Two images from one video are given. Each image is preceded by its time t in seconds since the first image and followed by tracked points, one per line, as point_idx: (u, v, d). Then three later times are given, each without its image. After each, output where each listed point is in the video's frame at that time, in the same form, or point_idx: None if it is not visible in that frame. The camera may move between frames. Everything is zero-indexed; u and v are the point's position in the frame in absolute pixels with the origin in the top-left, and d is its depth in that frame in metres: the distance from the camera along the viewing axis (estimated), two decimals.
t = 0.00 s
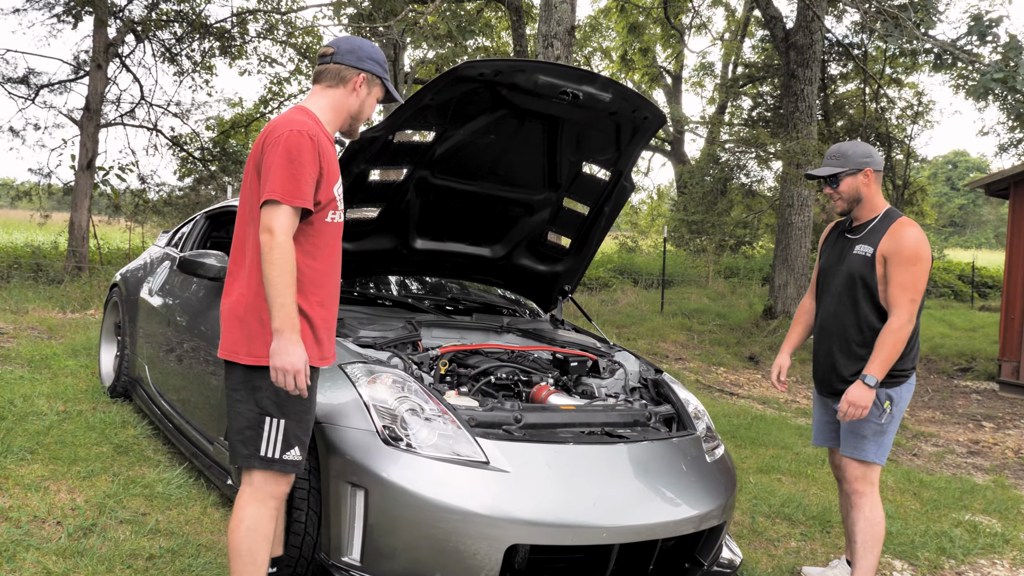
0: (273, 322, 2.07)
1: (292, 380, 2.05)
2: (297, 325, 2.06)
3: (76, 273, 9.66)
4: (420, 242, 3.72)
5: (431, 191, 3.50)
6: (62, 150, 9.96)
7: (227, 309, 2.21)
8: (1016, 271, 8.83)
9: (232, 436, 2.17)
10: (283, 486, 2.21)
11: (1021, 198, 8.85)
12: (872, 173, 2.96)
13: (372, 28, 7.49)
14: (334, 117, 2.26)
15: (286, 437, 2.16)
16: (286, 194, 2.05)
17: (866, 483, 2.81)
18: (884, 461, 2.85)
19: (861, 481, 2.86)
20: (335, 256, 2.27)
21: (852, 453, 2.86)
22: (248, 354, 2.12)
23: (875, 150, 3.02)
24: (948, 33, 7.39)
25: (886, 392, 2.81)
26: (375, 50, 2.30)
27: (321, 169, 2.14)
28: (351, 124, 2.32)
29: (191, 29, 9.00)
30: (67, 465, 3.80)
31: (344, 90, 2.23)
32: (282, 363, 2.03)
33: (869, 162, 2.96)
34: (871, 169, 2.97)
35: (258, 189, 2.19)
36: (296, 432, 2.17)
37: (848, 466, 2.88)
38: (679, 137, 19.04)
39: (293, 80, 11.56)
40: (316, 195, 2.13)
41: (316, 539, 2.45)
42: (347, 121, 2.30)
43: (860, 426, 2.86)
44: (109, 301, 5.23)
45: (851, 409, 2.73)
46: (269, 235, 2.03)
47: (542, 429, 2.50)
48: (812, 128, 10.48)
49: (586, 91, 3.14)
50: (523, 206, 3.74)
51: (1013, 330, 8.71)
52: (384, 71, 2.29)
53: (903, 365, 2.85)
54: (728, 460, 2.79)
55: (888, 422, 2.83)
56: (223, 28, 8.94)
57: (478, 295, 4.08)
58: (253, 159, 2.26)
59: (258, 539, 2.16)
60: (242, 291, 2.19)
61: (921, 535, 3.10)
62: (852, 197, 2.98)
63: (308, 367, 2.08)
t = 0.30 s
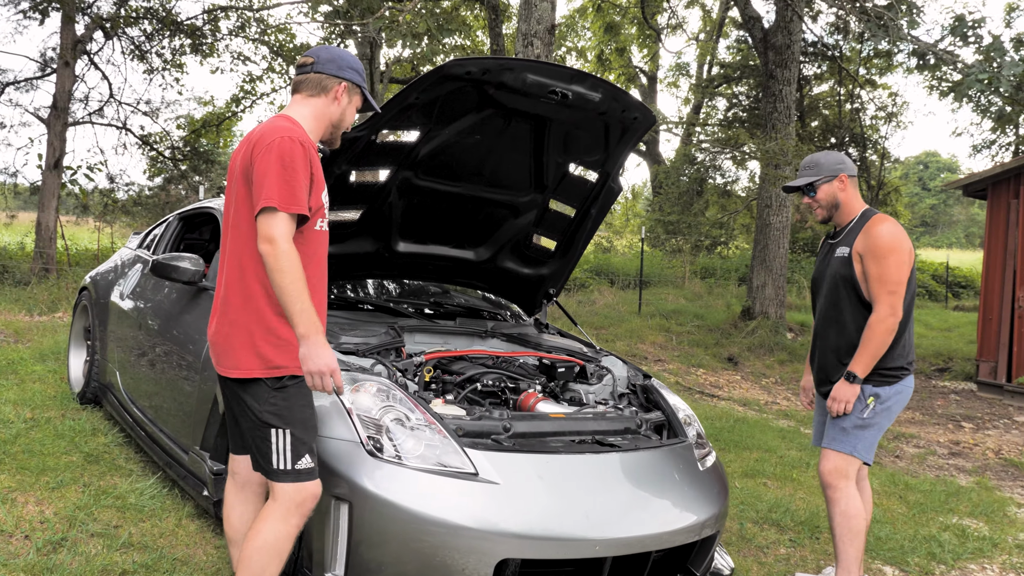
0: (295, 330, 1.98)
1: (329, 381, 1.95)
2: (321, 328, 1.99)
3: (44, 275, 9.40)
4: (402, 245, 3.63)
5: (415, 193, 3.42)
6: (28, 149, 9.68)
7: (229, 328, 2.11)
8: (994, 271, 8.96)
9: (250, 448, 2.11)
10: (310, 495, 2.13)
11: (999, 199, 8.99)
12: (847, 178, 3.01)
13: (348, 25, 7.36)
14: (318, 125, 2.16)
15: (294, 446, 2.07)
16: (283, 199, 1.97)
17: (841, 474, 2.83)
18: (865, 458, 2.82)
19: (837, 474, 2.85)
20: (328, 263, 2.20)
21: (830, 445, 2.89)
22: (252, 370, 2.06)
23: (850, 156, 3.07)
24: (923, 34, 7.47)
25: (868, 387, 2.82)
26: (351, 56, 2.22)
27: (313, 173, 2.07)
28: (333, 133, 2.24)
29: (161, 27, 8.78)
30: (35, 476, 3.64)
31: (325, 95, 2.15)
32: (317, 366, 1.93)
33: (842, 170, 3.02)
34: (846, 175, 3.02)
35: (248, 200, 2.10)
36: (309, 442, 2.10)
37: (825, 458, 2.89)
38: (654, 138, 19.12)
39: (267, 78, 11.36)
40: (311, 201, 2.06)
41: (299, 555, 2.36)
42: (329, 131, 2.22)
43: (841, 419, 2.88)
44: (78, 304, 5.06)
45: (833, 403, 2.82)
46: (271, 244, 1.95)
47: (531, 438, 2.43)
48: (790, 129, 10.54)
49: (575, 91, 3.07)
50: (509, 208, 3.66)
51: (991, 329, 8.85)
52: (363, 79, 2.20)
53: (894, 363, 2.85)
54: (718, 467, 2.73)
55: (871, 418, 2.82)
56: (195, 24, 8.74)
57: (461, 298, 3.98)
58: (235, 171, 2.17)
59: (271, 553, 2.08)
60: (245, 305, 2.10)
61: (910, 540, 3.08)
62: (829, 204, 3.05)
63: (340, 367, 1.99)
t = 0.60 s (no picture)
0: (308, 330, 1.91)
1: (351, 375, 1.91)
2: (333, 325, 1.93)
3: (16, 277, 9.17)
4: (389, 246, 3.55)
5: (402, 192, 3.34)
6: None
7: (225, 338, 2.00)
8: (977, 271, 9.05)
9: (232, 460, 2.02)
10: (296, 507, 2.04)
11: (984, 198, 9.08)
12: (844, 179, 3.02)
13: (331, 20, 7.25)
14: (296, 121, 2.09)
15: (283, 457, 1.99)
16: (281, 199, 1.89)
17: (832, 483, 2.80)
18: (856, 464, 2.79)
19: (829, 483, 2.83)
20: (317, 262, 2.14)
21: (820, 453, 2.87)
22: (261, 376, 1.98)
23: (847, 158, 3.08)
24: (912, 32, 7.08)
25: (855, 393, 2.80)
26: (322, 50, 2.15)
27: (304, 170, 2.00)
28: (309, 128, 2.16)
29: (138, 22, 8.60)
30: (4, 485, 3.51)
31: (302, 91, 2.07)
32: (339, 362, 1.88)
33: (838, 171, 3.02)
34: (843, 176, 3.03)
35: (236, 203, 2.00)
36: (296, 452, 2.02)
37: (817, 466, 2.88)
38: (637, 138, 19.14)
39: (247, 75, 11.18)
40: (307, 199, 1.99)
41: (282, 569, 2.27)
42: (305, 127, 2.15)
43: (831, 427, 2.86)
44: (51, 307, 4.91)
45: (811, 403, 2.80)
46: (272, 246, 1.87)
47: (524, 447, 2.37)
48: (774, 128, 10.58)
49: (570, 87, 2.98)
50: (500, 207, 3.57)
51: (974, 329, 8.95)
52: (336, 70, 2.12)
53: (876, 365, 2.81)
54: (713, 474, 2.68)
55: (859, 424, 2.79)
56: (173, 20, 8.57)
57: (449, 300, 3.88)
58: (215, 173, 2.05)
59: (256, 569, 1.99)
60: (242, 312, 2.00)
61: (902, 545, 3.06)
62: (826, 205, 3.07)
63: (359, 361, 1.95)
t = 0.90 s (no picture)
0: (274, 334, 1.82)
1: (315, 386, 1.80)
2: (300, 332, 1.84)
3: None
4: (376, 246, 3.44)
5: (389, 190, 3.25)
6: None
7: (199, 342, 1.92)
8: (965, 270, 9.10)
9: (211, 470, 1.94)
10: (277, 517, 1.97)
11: (971, 196, 9.12)
12: (842, 177, 2.99)
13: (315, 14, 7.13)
14: (277, 116, 2.00)
15: (263, 467, 1.91)
16: (254, 194, 1.81)
17: (826, 488, 2.76)
18: (849, 469, 2.75)
19: (823, 487, 2.79)
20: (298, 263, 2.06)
21: (813, 458, 2.82)
22: (233, 382, 1.89)
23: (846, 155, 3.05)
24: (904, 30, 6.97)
25: (845, 395, 2.75)
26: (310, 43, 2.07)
27: (282, 166, 1.92)
28: (292, 124, 2.08)
29: (118, 17, 8.42)
30: None
31: (285, 85, 1.99)
32: (301, 372, 1.78)
33: (837, 170, 3.00)
34: (842, 174, 3.00)
35: (210, 199, 1.93)
36: (277, 461, 1.94)
37: (809, 472, 2.84)
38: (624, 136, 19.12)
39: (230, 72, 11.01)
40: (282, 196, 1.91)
41: None
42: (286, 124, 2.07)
43: (821, 431, 2.82)
44: (26, 310, 4.78)
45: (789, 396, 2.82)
46: (245, 243, 1.79)
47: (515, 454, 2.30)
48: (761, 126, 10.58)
49: (563, 81, 2.89)
50: (489, 205, 3.47)
51: (961, 328, 9.01)
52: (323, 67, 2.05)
53: (866, 366, 2.76)
54: (708, 479, 2.63)
55: (850, 428, 2.74)
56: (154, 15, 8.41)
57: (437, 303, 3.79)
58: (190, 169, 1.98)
59: None
60: (216, 314, 1.92)
61: (896, 549, 3.02)
62: (824, 204, 3.04)
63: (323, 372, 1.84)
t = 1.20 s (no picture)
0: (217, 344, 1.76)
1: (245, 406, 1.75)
2: (244, 346, 1.77)
3: None
4: (359, 246, 3.31)
5: (372, 190, 3.12)
6: None
7: (158, 344, 1.87)
8: (955, 267, 9.11)
9: (184, 481, 1.88)
10: (254, 529, 1.92)
11: (960, 193, 9.13)
12: (833, 177, 2.96)
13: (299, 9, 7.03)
14: (246, 111, 1.94)
15: (236, 479, 1.85)
16: (209, 195, 1.75)
17: (820, 493, 2.73)
18: (841, 473, 2.72)
19: (815, 491, 2.75)
20: (267, 267, 1.98)
21: (805, 462, 2.78)
22: (185, 391, 1.83)
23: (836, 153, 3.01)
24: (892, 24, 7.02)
25: (839, 399, 2.71)
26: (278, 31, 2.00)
27: (245, 166, 1.84)
28: (267, 118, 2.02)
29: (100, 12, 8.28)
30: None
31: (250, 78, 1.93)
32: (232, 390, 1.73)
33: (829, 168, 2.96)
34: (832, 174, 2.97)
35: (172, 197, 1.88)
36: (251, 473, 1.88)
37: (802, 476, 2.80)
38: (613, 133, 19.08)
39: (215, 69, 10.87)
40: (243, 197, 1.84)
41: None
42: (259, 119, 2.00)
43: (814, 435, 2.77)
44: (4, 312, 4.68)
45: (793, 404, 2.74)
46: (197, 247, 1.72)
47: (504, 461, 2.24)
48: (751, 123, 10.58)
49: (548, 77, 2.79)
50: (475, 205, 3.36)
51: (952, 324, 9.02)
52: (294, 54, 1.97)
53: (861, 368, 2.72)
54: (701, 482, 2.58)
55: (843, 431, 2.71)
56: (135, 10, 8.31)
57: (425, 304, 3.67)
58: (156, 164, 1.94)
59: None
60: (174, 317, 1.86)
61: (892, 551, 2.99)
62: (814, 204, 3.00)
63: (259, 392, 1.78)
